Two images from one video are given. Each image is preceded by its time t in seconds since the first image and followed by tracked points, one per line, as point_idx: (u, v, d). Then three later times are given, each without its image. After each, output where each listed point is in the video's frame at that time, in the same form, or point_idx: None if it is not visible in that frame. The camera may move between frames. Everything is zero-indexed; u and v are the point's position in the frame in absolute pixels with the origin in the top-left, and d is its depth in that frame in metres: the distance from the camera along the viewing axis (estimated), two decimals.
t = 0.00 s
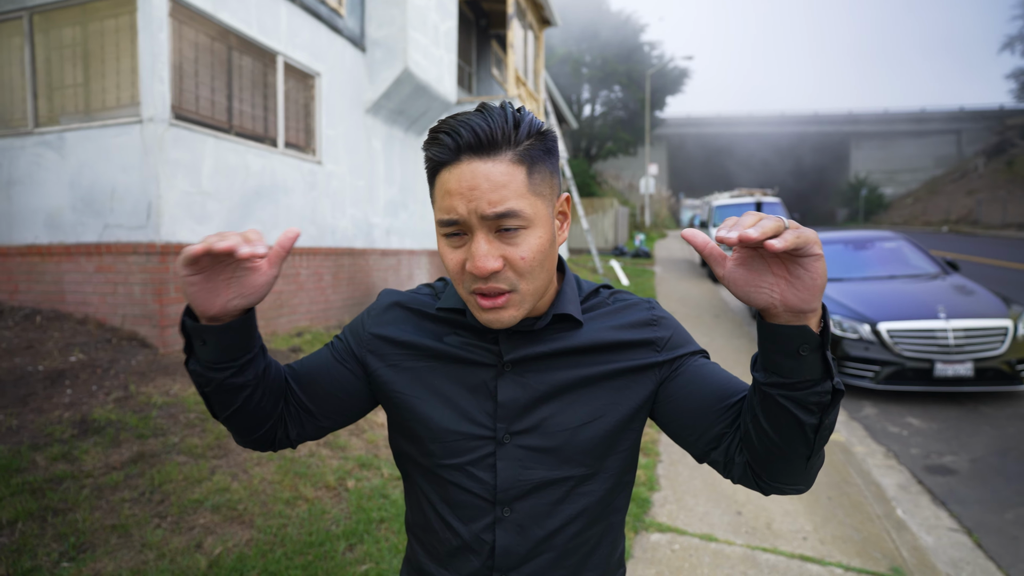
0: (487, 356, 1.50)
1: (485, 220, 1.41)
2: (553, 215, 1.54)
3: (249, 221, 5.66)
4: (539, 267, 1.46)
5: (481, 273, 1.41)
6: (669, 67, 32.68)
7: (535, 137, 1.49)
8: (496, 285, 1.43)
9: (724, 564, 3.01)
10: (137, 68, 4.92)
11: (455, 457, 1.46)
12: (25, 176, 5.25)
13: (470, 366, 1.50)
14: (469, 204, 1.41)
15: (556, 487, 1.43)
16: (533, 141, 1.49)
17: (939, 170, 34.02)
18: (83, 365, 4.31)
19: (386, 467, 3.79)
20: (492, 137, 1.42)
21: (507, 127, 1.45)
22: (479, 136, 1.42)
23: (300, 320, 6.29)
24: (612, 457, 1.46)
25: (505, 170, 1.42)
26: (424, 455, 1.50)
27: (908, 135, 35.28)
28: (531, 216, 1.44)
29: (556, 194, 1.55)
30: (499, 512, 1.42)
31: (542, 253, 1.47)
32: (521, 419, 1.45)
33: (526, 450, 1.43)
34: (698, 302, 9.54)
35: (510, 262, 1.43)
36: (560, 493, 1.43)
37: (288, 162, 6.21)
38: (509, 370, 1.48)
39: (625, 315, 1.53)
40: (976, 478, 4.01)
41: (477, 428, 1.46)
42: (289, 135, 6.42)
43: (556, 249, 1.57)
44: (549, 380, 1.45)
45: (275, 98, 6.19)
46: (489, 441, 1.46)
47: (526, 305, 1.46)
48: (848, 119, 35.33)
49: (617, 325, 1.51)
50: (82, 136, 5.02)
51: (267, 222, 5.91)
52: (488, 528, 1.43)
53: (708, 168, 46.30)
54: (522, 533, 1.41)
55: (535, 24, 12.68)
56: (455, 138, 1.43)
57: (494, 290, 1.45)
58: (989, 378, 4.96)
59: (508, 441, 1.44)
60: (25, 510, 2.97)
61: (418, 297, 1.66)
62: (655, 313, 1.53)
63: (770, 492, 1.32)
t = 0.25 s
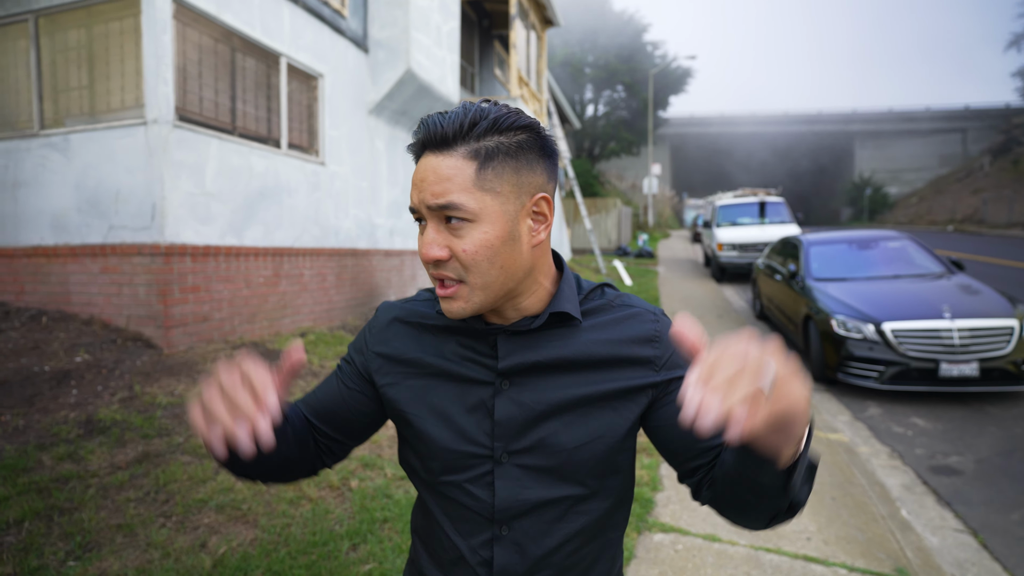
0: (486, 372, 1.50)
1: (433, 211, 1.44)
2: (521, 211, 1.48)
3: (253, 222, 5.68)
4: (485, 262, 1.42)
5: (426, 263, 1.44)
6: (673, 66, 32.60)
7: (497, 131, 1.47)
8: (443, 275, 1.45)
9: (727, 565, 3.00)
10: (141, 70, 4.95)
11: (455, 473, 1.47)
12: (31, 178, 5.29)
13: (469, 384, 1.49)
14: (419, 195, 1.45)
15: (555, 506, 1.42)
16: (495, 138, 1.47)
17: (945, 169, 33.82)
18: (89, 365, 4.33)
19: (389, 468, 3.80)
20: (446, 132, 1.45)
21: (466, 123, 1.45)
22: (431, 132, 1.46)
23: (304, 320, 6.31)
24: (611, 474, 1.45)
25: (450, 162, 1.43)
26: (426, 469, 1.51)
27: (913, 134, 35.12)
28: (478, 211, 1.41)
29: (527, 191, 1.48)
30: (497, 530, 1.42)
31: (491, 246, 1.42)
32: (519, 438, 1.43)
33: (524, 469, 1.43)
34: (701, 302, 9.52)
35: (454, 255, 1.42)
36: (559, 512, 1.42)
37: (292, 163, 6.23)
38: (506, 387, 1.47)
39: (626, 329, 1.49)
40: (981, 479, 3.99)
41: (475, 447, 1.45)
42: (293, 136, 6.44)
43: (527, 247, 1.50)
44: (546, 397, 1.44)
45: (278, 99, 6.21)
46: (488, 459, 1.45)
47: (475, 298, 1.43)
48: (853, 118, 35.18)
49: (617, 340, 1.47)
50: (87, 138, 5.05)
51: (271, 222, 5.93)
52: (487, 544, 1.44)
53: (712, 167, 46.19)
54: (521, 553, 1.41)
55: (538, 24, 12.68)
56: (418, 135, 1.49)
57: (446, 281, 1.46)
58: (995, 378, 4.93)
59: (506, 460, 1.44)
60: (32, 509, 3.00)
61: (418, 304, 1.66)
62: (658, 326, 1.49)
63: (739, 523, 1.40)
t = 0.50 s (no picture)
0: (488, 396, 1.50)
1: (428, 207, 1.45)
2: (515, 208, 1.47)
3: (260, 222, 5.71)
4: (478, 256, 1.41)
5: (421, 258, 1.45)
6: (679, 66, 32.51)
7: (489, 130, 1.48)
8: (438, 271, 1.45)
9: (732, 567, 2.99)
10: (150, 73, 4.99)
11: (458, 493, 1.53)
12: (42, 179, 5.34)
13: (470, 409, 1.49)
14: (415, 193, 1.48)
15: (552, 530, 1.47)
16: (488, 137, 1.48)
17: (954, 169, 33.56)
18: (97, 364, 4.37)
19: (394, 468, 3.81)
20: (439, 133, 1.47)
21: (460, 123, 1.47)
22: (426, 133, 1.49)
23: (310, 321, 6.34)
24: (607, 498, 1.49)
25: (443, 159, 1.44)
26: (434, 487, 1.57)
27: (922, 134, 34.86)
28: (471, 205, 1.41)
29: (521, 187, 1.47)
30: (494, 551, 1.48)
31: (486, 241, 1.41)
32: (518, 467, 1.45)
33: (523, 495, 1.46)
34: (707, 303, 9.49)
35: (448, 249, 1.42)
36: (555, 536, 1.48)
37: (298, 164, 6.26)
38: (507, 414, 1.47)
39: (626, 355, 1.45)
40: (990, 482, 3.95)
41: (476, 472, 1.48)
42: (299, 137, 6.48)
43: (522, 244, 1.48)
44: (546, 424, 1.43)
45: (285, 101, 6.24)
46: (489, 483, 1.48)
47: (469, 293, 1.42)
48: (861, 118, 34.96)
49: (617, 368, 1.44)
50: (97, 140, 5.10)
51: (277, 223, 5.96)
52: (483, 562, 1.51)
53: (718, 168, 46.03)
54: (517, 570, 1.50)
55: (543, 26, 12.68)
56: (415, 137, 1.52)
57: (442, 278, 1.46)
58: (1004, 381, 4.89)
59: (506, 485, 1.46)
60: (41, 507, 3.03)
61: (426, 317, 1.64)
62: (661, 352, 1.46)
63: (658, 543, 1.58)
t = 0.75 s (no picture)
0: (492, 388, 1.50)
1: (446, 196, 1.44)
2: (531, 203, 1.48)
3: (264, 222, 5.73)
4: (495, 247, 1.42)
5: (437, 248, 1.45)
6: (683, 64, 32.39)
7: (510, 125, 1.48)
8: (454, 261, 1.44)
9: (735, 567, 3.00)
10: (154, 73, 5.01)
11: (461, 486, 1.53)
12: (47, 179, 5.37)
13: (474, 402, 1.50)
14: (435, 182, 1.47)
15: (553, 523, 1.46)
16: (508, 132, 1.48)
17: (959, 167, 33.37)
18: (103, 363, 4.40)
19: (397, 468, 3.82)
20: (462, 123, 1.46)
21: (481, 115, 1.47)
22: (448, 124, 1.48)
23: (313, 320, 6.36)
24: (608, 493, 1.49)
25: (465, 151, 1.44)
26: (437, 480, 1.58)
27: (928, 132, 34.67)
28: (490, 197, 1.42)
29: (537, 183, 1.49)
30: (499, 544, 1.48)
31: (503, 233, 1.42)
32: (522, 457, 1.45)
33: (527, 488, 1.45)
34: (711, 303, 9.47)
35: (465, 239, 1.42)
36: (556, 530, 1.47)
37: (302, 164, 6.28)
38: (511, 406, 1.47)
39: (628, 346, 1.47)
40: (995, 482, 3.94)
41: (480, 465, 1.48)
42: (303, 137, 6.49)
43: (535, 238, 1.50)
44: (549, 416, 1.43)
45: (289, 101, 6.26)
46: (492, 476, 1.48)
47: (483, 284, 1.43)
48: (866, 116, 34.81)
49: (619, 359, 1.45)
50: (102, 140, 5.12)
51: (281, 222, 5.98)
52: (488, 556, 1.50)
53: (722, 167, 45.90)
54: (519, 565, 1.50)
55: (546, 24, 12.66)
56: (435, 126, 1.51)
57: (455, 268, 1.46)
58: (1009, 381, 4.87)
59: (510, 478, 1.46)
60: (48, 505, 3.05)
61: (432, 311, 1.66)
62: (661, 340, 1.46)
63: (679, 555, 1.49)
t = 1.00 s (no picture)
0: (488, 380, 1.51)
1: (511, 199, 1.43)
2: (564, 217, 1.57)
3: (264, 222, 5.74)
4: (546, 255, 1.47)
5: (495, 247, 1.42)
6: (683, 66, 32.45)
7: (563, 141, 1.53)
8: (506, 261, 1.44)
9: (736, 566, 3.00)
10: (155, 74, 5.02)
11: (460, 479, 1.52)
12: (48, 181, 5.38)
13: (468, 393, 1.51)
14: (497, 179, 1.42)
15: (550, 512, 1.43)
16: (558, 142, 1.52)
17: (958, 168, 33.44)
18: (103, 364, 4.40)
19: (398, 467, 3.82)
20: (528, 125, 1.44)
21: (541, 121, 1.47)
22: (518, 122, 1.44)
23: (314, 321, 6.36)
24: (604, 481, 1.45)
25: (532, 155, 1.44)
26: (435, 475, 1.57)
27: (926, 133, 34.75)
28: (550, 207, 1.46)
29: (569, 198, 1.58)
30: (496, 535, 1.46)
31: (554, 241, 1.48)
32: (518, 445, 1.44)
33: (524, 476, 1.44)
34: (711, 303, 9.49)
35: (524, 243, 1.43)
36: (554, 518, 1.43)
37: (303, 165, 6.28)
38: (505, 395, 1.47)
39: (613, 328, 1.49)
40: (995, 482, 3.94)
41: (477, 455, 1.47)
42: (304, 138, 6.50)
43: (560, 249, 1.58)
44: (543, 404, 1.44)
45: (289, 102, 6.27)
46: (488, 466, 1.48)
47: (532, 288, 1.46)
48: (864, 117, 34.89)
49: (608, 341, 1.47)
50: (103, 141, 5.13)
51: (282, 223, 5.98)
52: (487, 548, 1.48)
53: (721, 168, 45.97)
54: (518, 557, 1.45)
55: (546, 26, 12.69)
56: (495, 121, 1.44)
57: (503, 269, 1.45)
58: (1008, 380, 4.88)
59: (505, 467, 1.45)
60: (48, 506, 3.05)
61: (427, 310, 1.67)
62: (644, 318, 1.47)
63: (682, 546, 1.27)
